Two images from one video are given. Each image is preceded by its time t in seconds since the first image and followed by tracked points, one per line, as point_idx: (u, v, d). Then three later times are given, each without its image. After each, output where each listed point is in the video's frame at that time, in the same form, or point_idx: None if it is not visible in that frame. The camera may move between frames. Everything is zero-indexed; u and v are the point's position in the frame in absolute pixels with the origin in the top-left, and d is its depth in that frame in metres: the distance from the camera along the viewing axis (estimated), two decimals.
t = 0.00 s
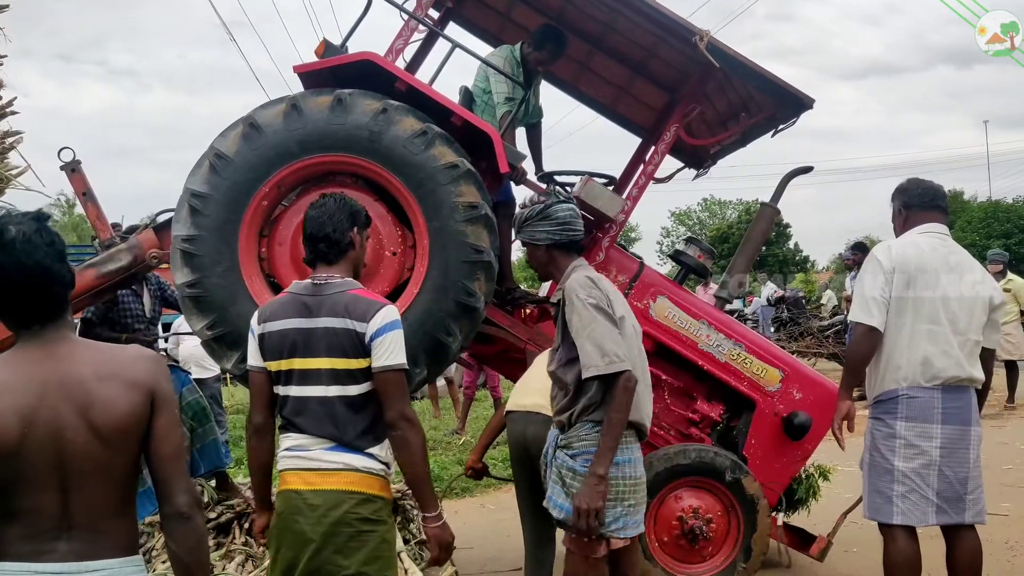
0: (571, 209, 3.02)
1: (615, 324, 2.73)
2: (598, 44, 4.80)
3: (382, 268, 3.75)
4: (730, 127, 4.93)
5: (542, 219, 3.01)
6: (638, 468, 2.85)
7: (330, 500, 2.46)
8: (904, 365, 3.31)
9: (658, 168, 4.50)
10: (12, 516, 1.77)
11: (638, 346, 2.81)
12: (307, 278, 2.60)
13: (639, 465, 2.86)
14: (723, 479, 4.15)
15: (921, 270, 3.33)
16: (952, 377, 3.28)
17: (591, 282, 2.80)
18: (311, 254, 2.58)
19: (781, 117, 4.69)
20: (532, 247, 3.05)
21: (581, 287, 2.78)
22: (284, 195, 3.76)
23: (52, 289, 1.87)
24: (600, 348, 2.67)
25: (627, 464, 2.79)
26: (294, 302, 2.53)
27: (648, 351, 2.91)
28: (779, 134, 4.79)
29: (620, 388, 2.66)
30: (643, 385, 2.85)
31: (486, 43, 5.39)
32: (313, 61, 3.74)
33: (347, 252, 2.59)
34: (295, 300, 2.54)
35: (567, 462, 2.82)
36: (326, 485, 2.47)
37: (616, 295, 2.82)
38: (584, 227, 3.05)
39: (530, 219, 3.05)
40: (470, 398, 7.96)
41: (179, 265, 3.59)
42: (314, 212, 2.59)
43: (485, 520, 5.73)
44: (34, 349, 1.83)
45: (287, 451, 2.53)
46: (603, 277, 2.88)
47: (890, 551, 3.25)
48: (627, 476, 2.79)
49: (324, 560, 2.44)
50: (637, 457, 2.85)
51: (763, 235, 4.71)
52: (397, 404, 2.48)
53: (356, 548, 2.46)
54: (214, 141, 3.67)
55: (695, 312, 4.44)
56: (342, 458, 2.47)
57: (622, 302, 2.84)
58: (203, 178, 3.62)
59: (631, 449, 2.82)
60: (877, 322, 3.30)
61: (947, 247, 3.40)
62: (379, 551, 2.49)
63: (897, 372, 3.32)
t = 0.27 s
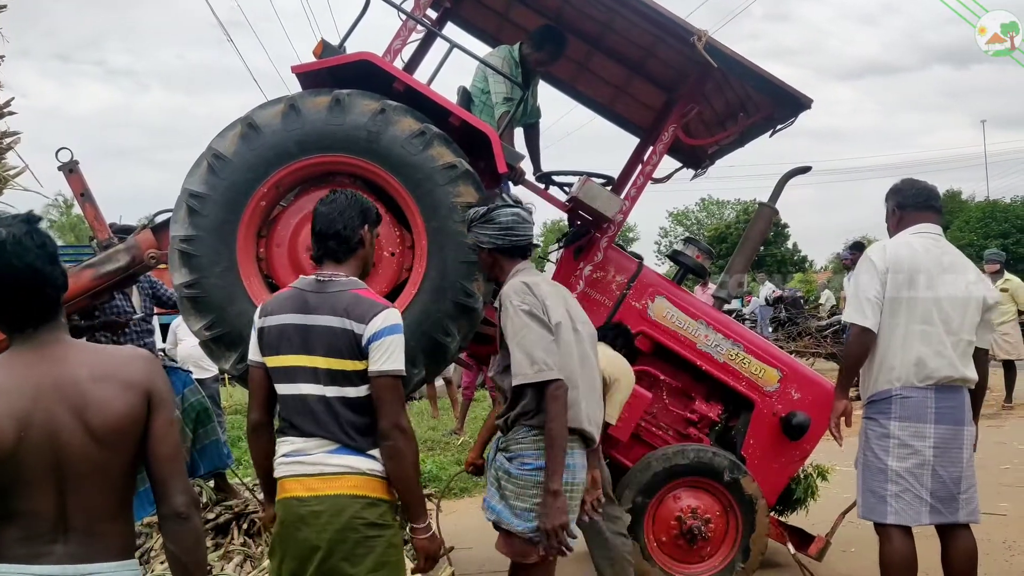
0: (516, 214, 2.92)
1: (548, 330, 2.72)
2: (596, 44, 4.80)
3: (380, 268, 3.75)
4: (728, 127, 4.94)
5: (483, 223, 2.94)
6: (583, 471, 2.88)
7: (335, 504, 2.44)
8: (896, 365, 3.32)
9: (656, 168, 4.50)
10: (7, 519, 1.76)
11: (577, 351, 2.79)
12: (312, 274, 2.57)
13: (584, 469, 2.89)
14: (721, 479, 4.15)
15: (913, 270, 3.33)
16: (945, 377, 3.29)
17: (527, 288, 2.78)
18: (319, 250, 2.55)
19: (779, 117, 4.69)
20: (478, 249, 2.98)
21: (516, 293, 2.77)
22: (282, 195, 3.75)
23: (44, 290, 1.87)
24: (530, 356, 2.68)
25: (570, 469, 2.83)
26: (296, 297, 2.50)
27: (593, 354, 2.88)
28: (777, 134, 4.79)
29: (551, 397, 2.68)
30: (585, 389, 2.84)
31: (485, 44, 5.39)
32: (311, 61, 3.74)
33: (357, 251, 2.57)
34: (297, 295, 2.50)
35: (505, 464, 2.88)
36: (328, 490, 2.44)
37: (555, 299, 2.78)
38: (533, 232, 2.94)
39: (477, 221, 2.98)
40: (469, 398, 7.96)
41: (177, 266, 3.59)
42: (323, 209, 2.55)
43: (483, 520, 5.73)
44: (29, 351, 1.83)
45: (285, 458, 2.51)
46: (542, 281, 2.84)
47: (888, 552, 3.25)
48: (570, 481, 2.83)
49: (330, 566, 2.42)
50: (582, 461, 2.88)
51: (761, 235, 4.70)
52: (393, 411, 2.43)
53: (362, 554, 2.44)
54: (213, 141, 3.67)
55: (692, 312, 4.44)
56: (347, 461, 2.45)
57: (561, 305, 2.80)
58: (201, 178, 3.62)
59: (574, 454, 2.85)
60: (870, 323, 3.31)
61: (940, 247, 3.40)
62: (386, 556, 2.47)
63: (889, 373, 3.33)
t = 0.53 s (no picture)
0: (453, 221, 2.88)
1: (484, 337, 2.70)
2: (596, 44, 4.80)
3: (380, 269, 3.74)
4: (728, 126, 4.94)
5: (425, 233, 2.90)
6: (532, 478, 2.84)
7: (334, 508, 2.40)
8: (890, 366, 3.32)
9: (655, 169, 4.51)
10: (6, 520, 1.75)
11: (517, 356, 2.78)
12: (317, 272, 2.56)
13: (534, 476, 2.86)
14: (721, 479, 4.16)
15: (907, 270, 3.34)
16: (939, 377, 3.29)
17: (464, 295, 2.76)
18: (327, 249, 2.56)
19: (778, 117, 4.69)
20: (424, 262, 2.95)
21: (452, 300, 2.75)
22: (282, 196, 3.75)
23: (43, 291, 1.86)
24: (464, 362, 2.67)
25: (516, 476, 2.79)
26: (299, 295, 2.48)
27: (538, 360, 2.86)
28: (776, 134, 4.79)
29: (485, 404, 2.66)
30: (529, 395, 2.82)
31: (484, 44, 5.39)
32: (310, 62, 3.74)
33: (365, 254, 2.58)
34: (301, 293, 2.49)
35: (451, 474, 2.88)
36: (326, 494, 2.40)
37: (494, 306, 2.77)
38: (472, 239, 2.88)
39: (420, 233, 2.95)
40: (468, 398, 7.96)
41: (176, 266, 3.59)
42: (331, 206, 2.56)
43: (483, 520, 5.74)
44: (28, 351, 1.83)
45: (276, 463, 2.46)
46: (481, 287, 2.82)
47: (887, 552, 3.25)
48: (517, 487, 2.79)
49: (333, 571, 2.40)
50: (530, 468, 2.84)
51: (760, 235, 4.70)
52: (396, 417, 2.43)
53: (364, 559, 2.42)
54: (212, 141, 3.67)
55: (692, 312, 4.45)
56: (346, 464, 2.42)
57: (501, 311, 2.78)
58: (200, 178, 3.62)
59: (521, 460, 2.81)
60: (864, 325, 3.31)
61: (933, 247, 3.40)
62: (387, 562, 2.45)
63: (884, 373, 3.33)
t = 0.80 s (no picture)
0: (395, 228, 2.89)
1: (427, 349, 2.85)
2: (595, 44, 4.80)
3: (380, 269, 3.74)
4: (728, 126, 4.94)
5: (370, 242, 2.95)
6: (461, 486, 3.03)
7: (321, 511, 2.33)
8: (887, 366, 3.32)
9: (655, 168, 4.50)
10: (5, 520, 1.75)
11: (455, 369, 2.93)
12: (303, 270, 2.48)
13: (463, 484, 3.05)
14: (721, 478, 4.16)
15: (902, 271, 3.34)
16: (936, 377, 3.29)
17: (411, 306, 2.88)
18: (315, 247, 2.47)
19: (778, 116, 4.69)
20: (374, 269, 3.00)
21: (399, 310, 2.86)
22: (282, 196, 3.75)
23: (43, 291, 1.86)
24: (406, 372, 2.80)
25: (447, 484, 2.98)
26: (284, 294, 2.40)
27: (475, 373, 3.04)
28: (776, 133, 4.79)
29: (423, 415, 2.80)
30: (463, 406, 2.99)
31: (484, 43, 5.39)
32: (310, 62, 3.74)
33: (352, 253, 2.52)
34: (286, 292, 2.41)
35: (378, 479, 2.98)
36: (313, 497, 2.33)
37: (438, 319, 2.90)
38: (414, 244, 2.90)
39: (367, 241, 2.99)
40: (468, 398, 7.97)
41: (176, 266, 3.59)
42: (316, 202, 2.51)
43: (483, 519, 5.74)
44: (28, 351, 1.83)
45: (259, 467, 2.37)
46: (428, 298, 2.94)
47: (887, 552, 3.25)
48: (446, 496, 2.98)
49: None
50: (461, 476, 3.03)
51: (760, 234, 4.70)
52: (393, 418, 2.41)
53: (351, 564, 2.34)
54: (212, 141, 3.67)
55: (691, 311, 4.45)
56: (333, 466, 2.35)
57: (444, 324, 2.92)
58: (200, 178, 3.61)
59: (453, 469, 2.99)
60: (861, 326, 3.31)
61: (927, 247, 3.40)
62: (375, 565, 2.37)
63: (881, 374, 3.33)
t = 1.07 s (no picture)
0: (342, 229, 2.89)
1: (369, 346, 2.79)
2: (594, 43, 4.80)
3: (379, 269, 3.74)
4: (726, 125, 4.94)
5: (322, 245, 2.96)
6: (410, 483, 2.92)
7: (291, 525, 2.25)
8: (884, 366, 3.33)
9: (654, 168, 4.51)
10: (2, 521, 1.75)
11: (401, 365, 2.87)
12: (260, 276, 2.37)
13: (413, 481, 2.93)
14: (719, 478, 4.16)
15: (897, 271, 3.35)
16: (933, 377, 3.29)
17: (351, 305, 2.85)
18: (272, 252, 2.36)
19: (777, 115, 4.69)
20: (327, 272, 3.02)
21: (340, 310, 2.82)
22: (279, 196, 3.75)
23: (42, 291, 1.86)
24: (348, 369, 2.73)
25: (393, 481, 2.88)
26: (240, 303, 2.30)
27: (425, 368, 2.97)
28: (775, 132, 4.79)
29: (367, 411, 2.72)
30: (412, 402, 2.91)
31: (482, 43, 5.39)
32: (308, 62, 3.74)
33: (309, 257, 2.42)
34: (242, 300, 2.31)
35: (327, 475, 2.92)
36: (281, 510, 2.25)
37: (380, 316, 2.86)
38: (361, 244, 2.89)
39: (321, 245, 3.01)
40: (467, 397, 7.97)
41: (174, 267, 3.59)
42: (272, 205, 2.38)
43: (481, 519, 5.75)
44: (24, 350, 1.83)
45: (221, 478, 2.28)
46: (371, 297, 2.90)
47: (885, 552, 3.25)
48: (391, 492, 2.87)
49: None
50: (411, 474, 2.92)
51: (758, 234, 4.69)
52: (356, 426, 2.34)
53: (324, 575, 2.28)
54: (210, 141, 3.67)
55: (690, 311, 4.45)
56: (301, 477, 2.27)
57: (388, 321, 2.88)
58: (198, 178, 3.61)
59: (401, 466, 2.89)
60: (858, 327, 3.32)
61: (922, 246, 3.40)
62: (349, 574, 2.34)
63: (877, 374, 3.34)
